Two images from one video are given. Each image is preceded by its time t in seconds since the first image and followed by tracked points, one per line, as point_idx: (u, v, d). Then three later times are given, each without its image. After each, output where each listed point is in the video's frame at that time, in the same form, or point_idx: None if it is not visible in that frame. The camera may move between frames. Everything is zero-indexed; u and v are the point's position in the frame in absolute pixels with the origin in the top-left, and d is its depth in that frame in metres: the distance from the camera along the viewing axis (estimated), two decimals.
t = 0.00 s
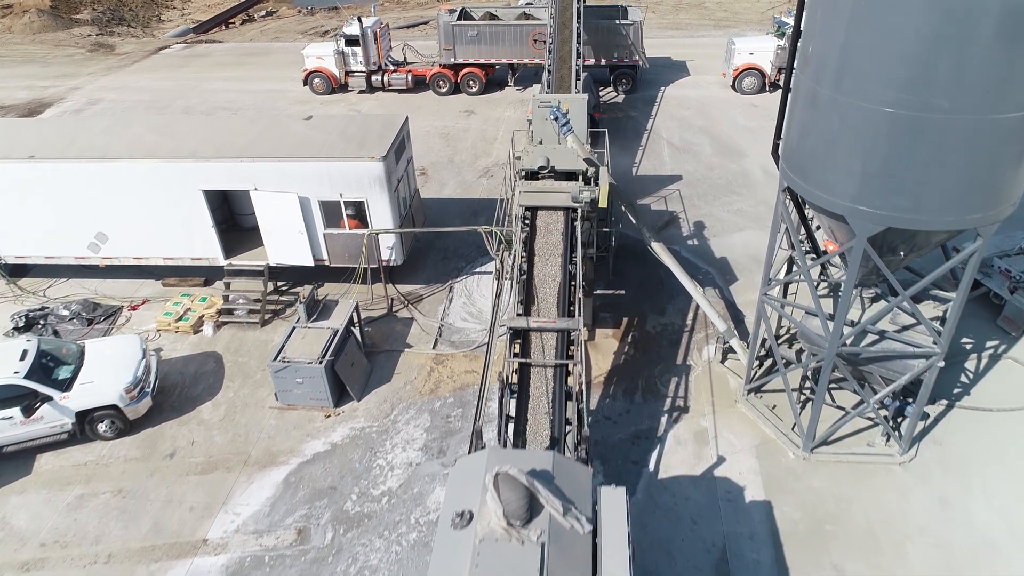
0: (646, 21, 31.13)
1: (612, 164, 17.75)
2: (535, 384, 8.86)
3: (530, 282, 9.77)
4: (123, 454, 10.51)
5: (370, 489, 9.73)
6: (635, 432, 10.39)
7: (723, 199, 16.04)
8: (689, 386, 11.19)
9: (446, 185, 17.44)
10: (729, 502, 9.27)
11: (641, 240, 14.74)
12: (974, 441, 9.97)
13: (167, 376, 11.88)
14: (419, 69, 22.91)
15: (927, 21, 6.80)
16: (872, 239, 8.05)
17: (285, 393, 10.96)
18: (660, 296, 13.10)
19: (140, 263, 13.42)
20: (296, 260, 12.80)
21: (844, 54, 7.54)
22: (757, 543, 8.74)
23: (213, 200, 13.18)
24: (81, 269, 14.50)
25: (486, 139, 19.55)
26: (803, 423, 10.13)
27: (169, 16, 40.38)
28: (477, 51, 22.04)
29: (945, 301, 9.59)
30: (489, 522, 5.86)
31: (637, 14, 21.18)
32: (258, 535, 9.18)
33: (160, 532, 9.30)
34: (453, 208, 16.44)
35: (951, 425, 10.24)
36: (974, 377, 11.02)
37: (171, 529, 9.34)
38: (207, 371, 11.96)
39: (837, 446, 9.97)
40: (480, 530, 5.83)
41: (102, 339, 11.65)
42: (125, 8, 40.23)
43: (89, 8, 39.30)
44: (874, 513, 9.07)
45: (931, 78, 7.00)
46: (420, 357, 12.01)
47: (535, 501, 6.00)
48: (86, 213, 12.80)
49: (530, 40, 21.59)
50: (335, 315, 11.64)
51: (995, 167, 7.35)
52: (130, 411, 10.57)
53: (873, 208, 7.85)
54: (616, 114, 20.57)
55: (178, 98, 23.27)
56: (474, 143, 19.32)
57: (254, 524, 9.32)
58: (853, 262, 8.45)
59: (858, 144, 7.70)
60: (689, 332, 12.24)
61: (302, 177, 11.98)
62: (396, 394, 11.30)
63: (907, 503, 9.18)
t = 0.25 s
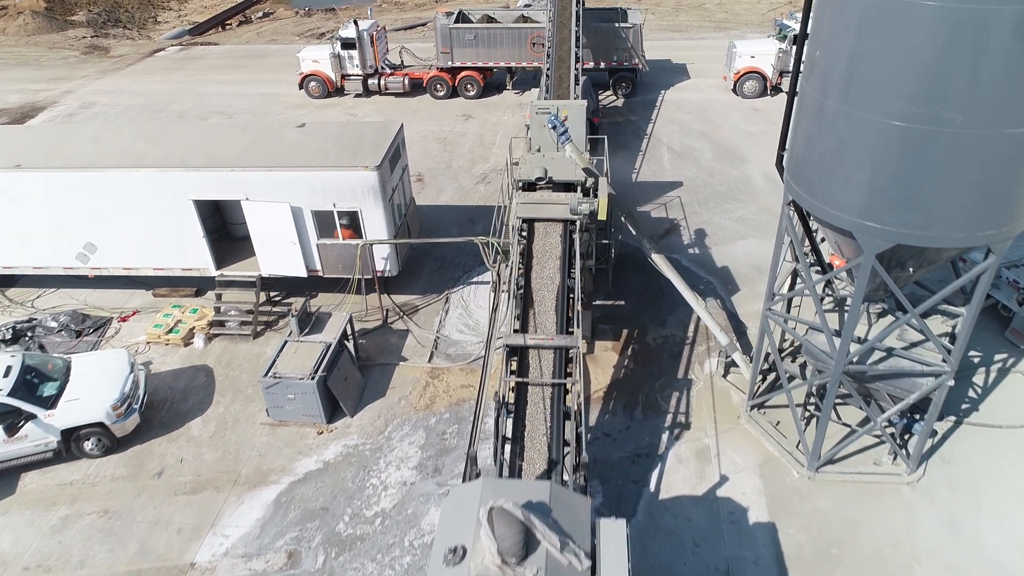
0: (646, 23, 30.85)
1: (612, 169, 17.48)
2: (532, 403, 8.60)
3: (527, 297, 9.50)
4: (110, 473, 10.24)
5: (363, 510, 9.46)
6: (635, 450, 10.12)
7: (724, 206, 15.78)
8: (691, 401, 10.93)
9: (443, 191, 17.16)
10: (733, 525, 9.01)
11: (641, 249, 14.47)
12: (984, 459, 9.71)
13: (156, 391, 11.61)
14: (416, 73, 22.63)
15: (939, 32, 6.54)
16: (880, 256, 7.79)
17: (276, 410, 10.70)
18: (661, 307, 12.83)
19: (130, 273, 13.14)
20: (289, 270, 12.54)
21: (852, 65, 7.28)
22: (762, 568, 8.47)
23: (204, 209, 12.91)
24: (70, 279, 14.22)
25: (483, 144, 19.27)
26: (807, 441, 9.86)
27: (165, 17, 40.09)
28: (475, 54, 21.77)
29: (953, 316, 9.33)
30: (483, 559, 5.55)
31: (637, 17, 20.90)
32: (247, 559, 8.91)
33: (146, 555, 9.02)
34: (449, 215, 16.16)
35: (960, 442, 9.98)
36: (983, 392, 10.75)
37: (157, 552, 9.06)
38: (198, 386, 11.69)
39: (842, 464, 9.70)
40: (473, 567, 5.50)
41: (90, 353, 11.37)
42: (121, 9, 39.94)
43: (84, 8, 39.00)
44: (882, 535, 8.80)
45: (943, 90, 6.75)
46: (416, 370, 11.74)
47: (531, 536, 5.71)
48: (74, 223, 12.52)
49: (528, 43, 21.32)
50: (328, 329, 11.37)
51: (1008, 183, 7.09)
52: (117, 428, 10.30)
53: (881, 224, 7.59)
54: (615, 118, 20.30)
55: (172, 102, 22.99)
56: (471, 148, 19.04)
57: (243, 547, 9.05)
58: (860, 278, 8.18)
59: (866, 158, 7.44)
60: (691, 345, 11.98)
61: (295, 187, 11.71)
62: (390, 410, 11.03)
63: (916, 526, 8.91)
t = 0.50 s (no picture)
0: (646, 24, 30.57)
1: (612, 176, 17.20)
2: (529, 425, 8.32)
3: (525, 314, 9.22)
4: (96, 493, 9.96)
5: (355, 533, 9.18)
6: (636, 470, 9.85)
7: (726, 214, 15.50)
8: (693, 418, 10.65)
9: (440, 198, 16.88)
10: (736, 548, 8.73)
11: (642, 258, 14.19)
12: (994, 480, 9.43)
13: (145, 407, 11.33)
14: (413, 76, 22.35)
15: (953, 45, 6.28)
16: (890, 275, 7.51)
17: (267, 427, 10.43)
18: (662, 319, 12.55)
19: (119, 284, 12.86)
20: (282, 282, 12.26)
21: (861, 78, 7.02)
22: None
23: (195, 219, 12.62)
24: (59, 290, 13.94)
25: (481, 149, 19.00)
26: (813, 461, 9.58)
27: (161, 19, 39.81)
28: (473, 57, 21.48)
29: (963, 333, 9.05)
30: None
31: (637, 20, 20.63)
32: None
33: None
34: (446, 222, 15.88)
35: (970, 461, 9.70)
36: (992, 409, 10.47)
37: None
38: (188, 402, 11.41)
39: (849, 485, 9.42)
40: None
41: (77, 368, 11.10)
42: (117, 11, 39.67)
43: (80, 10, 38.70)
44: (891, 560, 8.52)
45: (956, 105, 6.48)
46: (411, 385, 11.46)
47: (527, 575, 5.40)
48: (62, 233, 12.24)
49: (526, 47, 21.05)
50: (321, 343, 11.09)
51: None
52: (104, 447, 10.02)
53: (891, 242, 7.31)
54: (615, 123, 20.02)
55: (166, 106, 22.70)
56: (469, 154, 18.76)
57: (232, 572, 8.77)
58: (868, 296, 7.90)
59: (876, 174, 7.17)
60: (693, 358, 11.69)
61: (286, 198, 11.43)
62: (384, 427, 10.76)
63: (925, 550, 8.63)
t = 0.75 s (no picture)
0: (646, 26, 30.30)
1: (611, 183, 16.93)
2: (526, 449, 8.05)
3: (522, 332, 8.93)
4: (80, 515, 9.68)
5: (347, 558, 8.90)
6: (636, 490, 9.57)
7: (728, 222, 15.23)
8: (695, 435, 10.37)
9: (436, 206, 16.60)
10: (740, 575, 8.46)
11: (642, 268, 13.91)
12: (1006, 502, 9.14)
13: (133, 424, 11.05)
14: (410, 80, 22.06)
15: (966, 59, 6.02)
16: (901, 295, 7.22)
17: (258, 446, 10.15)
18: (663, 332, 12.27)
19: (108, 296, 12.57)
20: (274, 295, 11.98)
21: (870, 91, 6.75)
22: None
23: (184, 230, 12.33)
24: (47, 301, 13.66)
25: (479, 155, 18.72)
26: (819, 482, 9.29)
27: (158, 20, 39.54)
28: (470, 61, 21.18)
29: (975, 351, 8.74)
30: None
31: (637, 23, 20.31)
32: None
33: None
34: (442, 231, 15.60)
35: (980, 482, 9.41)
36: (1002, 426, 10.18)
37: None
38: (176, 419, 11.13)
39: (856, 507, 9.14)
40: None
41: (63, 385, 10.82)
42: (113, 12, 39.40)
43: (75, 11, 38.41)
44: None
45: (970, 121, 6.20)
46: (406, 401, 11.18)
47: None
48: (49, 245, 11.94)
49: (524, 50, 20.74)
50: (313, 359, 10.80)
51: None
52: (89, 468, 9.74)
53: (902, 262, 7.02)
54: (614, 128, 19.75)
55: (160, 111, 22.41)
56: (466, 160, 18.48)
57: None
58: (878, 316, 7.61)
59: (886, 191, 6.89)
60: (694, 373, 11.41)
61: (278, 209, 11.14)
62: (378, 445, 10.47)
63: None
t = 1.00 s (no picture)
0: (646, 28, 30.03)
1: (611, 190, 16.65)
2: (523, 475, 7.79)
3: (518, 352, 8.65)
4: (65, 538, 9.40)
5: None
6: (637, 513, 9.30)
7: (730, 230, 14.96)
8: (697, 454, 10.09)
9: (433, 214, 16.31)
10: None
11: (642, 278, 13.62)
12: (1018, 525, 8.87)
13: (121, 441, 10.77)
14: (407, 84, 21.79)
15: (981, 74, 5.75)
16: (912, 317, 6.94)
17: (248, 466, 9.87)
18: (663, 345, 11.98)
19: (96, 309, 12.29)
20: (266, 308, 11.71)
21: (880, 106, 6.48)
22: None
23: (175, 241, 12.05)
24: (35, 313, 13.38)
25: (476, 160, 18.44)
26: (825, 504, 9.01)
27: (154, 22, 39.25)
28: (468, 65, 20.87)
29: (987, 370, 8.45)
30: None
31: (637, 26, 20.02)
32: None
33: None
34: (439, 239, 15.33)
35: (991, 504, 9.14)
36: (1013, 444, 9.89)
37: None
38: (165, 436, 10.85)
39: (864, 530, 8.87)
40: None
41: (48, 402, 10.53)
42: (108, 14, 39.11)
43: (70, 13, 38.13)
44: None
45: (985, 139, 5.92)
46: (400, 418, 10.90)
47: None
48: (35, 257, 11.65)
49: (523, 54, 20.45)
50: (305, 375, 10.51)
51: None
52: (73, 489, 9.45)
53: (914, 284, 6.73)
54: (614, 133, 19.48)
55: (154, 115, 22.12)
56: (464, 166, 18.20)
57: None
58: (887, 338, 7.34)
59: (898, 210, 6.60)
60: (696, 389, 11.13)
61: (270, 221, 10.86)
62: (372, 464, 10.19)
63: None
